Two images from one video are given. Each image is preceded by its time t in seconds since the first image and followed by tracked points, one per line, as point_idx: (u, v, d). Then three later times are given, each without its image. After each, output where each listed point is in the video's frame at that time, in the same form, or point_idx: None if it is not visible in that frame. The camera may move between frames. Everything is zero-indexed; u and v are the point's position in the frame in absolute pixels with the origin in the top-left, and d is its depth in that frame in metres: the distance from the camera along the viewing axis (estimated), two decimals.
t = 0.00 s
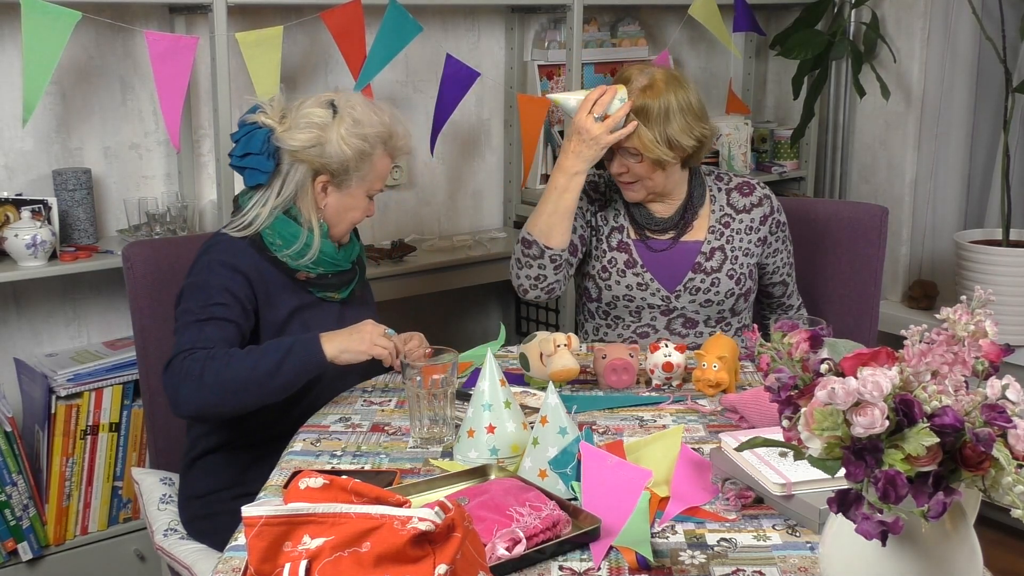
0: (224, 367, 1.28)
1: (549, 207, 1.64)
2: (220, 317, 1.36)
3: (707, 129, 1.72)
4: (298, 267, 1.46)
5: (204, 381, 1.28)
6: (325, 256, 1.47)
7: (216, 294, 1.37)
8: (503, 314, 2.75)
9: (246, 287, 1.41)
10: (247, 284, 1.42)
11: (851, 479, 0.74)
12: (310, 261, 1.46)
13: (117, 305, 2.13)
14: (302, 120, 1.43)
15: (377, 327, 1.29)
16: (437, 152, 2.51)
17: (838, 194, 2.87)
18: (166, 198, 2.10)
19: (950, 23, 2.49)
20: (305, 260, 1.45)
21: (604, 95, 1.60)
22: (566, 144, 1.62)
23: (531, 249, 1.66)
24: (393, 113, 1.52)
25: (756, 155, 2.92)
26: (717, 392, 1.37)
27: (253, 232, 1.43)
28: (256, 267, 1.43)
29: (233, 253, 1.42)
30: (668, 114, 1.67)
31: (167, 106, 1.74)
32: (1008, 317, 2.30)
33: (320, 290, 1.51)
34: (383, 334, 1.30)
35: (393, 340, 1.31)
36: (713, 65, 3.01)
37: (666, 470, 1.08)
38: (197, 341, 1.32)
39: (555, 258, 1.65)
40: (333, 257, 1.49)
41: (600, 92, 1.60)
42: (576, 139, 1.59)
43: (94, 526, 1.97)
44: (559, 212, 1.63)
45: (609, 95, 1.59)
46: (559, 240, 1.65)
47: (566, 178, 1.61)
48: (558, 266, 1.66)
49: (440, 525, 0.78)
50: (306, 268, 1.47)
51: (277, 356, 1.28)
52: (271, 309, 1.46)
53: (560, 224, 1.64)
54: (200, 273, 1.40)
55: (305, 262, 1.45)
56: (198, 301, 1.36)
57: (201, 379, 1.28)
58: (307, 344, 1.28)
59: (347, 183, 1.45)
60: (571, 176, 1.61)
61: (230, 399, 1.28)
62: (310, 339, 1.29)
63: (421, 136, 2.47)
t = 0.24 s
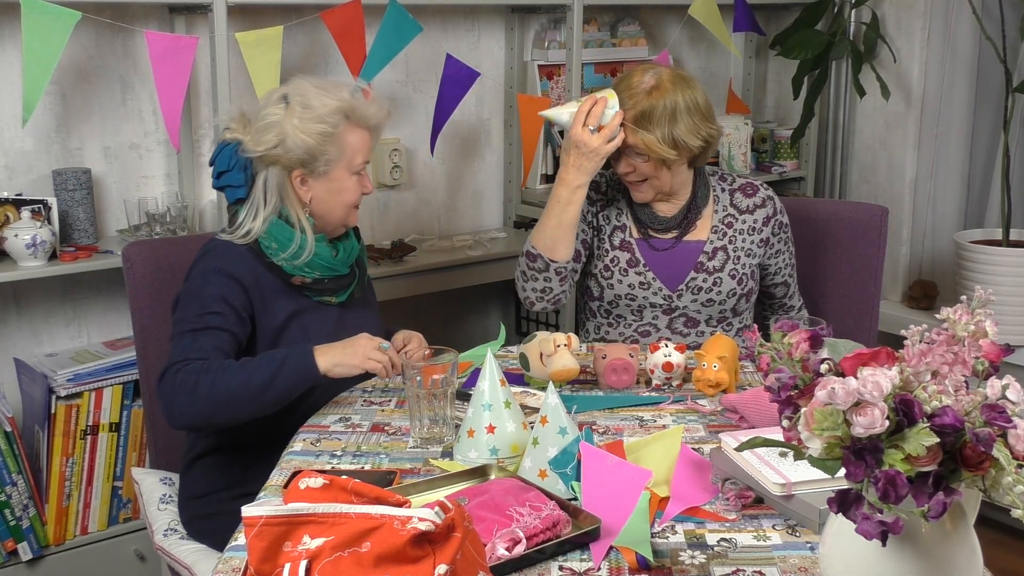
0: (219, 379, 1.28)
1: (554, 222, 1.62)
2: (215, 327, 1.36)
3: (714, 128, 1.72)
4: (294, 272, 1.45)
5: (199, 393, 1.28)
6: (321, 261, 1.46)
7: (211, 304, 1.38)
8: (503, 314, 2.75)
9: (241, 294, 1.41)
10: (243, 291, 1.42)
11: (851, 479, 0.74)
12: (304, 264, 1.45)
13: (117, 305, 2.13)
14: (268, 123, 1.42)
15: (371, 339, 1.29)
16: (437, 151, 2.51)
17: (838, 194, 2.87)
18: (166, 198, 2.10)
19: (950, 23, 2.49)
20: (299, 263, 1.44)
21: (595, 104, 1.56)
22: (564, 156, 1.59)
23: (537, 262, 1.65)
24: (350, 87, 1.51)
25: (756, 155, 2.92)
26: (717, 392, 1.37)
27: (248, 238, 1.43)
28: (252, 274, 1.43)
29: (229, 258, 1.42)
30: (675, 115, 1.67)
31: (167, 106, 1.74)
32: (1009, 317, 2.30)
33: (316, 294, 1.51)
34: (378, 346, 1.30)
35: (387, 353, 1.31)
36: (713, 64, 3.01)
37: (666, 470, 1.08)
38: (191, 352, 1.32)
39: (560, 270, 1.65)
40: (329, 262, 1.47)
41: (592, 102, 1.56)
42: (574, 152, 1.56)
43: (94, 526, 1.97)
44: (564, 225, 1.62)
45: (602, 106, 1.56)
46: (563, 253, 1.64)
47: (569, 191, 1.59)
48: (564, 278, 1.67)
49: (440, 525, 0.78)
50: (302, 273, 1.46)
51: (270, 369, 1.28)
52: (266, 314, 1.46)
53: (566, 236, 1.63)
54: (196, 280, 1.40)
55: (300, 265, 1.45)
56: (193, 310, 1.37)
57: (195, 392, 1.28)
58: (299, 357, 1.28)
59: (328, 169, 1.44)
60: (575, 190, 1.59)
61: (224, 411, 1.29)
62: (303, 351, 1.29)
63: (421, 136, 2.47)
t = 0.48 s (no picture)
0: (213, 383, 1.28)
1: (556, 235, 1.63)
2: (210, 330, 1.36)
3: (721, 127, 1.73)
4: (286, 272, 1.46)
5: (194, 398, 1.28)
6: (313, 260, 1.47)
7: (205, 308, 1.37)
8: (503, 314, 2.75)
9: (235, 298, 1.42)
10: (236, 296, 1.42)
11: (851, 479, 0.74)
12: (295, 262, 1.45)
13: (117, 304, 2.13)
14: (246, 123, 1.44)
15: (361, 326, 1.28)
16: (437, 151, 2.51)
17: (838, 194, 2.87)
18: (166, 198, 2.10)
19: (950, 23, 2.49)
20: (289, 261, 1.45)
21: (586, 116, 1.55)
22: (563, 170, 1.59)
23: (543, 276, 1.66)
24: (334, 82, 1.50)
25: (756, 155, 2.92)
26: (717, 392, 1.37)
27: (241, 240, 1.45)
28: (245, 278, 1.43)
29: (223, 262, 1.42)
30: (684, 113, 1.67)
31: (167, 106, 1.74)
32: (1008, 317, 2.30)
33: (311, 296, 1.51)
34: (370, 332, 1.28)
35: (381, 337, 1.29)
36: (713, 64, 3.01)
37: (665, 470, 1.08)
38: (186, 356, 1.32)
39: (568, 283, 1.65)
40: (322, 261, 1.48)
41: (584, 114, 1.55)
42: (571, 168, 1.56)
43: (94, 526, 1.97)
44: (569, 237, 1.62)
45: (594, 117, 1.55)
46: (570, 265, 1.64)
47: (571, 204, 1.59)
48: (573, 292, 1.67)
49: (440, 525, 0.78)
50: (295, 273, 1.47)
51: (263, 371, 1.27)
52: (260, 318, 1.46)
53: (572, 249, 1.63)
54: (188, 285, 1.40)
55: (291, 264, 1.45)
56: (187, 315, 1.37)
57: (190, 398, 1.28)
58: (293, 357, 1.27)
59: (305, 168, 1.45)
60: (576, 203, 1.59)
61: (218, 414, 1.28)
62: (296, 351, 1.28)
63: (421, 136, 2.47)
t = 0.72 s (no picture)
0: (205, 387, 1.28)
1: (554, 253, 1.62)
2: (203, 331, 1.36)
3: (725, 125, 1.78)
4: (273, 274, 1.45)
5: (186, 401, 1.28)
6: (299, 263, 1.46)
7: (196, 309, 1.37)
8: (503, 314, 2.75)
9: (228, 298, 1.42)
10: (229, 296, 1.42)
11: (851, 479, 0.74)
12: (278, 264, 1.45)
13: (117, 305, 2.13)
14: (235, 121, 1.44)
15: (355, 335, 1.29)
16: (437, 151, 2.51)
17: (838, 194, 2.87)
18: (166, 198, 2.10)
19: (950, 23, 2.49)
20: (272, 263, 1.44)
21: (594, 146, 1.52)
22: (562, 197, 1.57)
23: (539, 293, 1.66)
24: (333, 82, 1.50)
25: (756, 155, 2.92)
26: (717, 392, 1.37)
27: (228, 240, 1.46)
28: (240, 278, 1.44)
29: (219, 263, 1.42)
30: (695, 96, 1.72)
31: (167, 106, 1.74)
32: (1008, 317, 2.30)
33: (301, 296, 1.50)
34: (364, 343, 1.29)
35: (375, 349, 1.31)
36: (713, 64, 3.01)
37: (666, 470, 1.08)
38: (180, 358, 1.32)
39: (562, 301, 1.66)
40: (309, 263, 1.46)
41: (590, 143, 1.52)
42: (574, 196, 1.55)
43: (94, 526, 1.97)
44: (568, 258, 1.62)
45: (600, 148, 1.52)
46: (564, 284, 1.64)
47: (570, 229, 1.59)
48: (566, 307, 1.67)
49: (440, 525, 0.78)
50: (282, 275, 1.46)
51: (256, 378, 1.28)
52: (250, 318, 1.45)
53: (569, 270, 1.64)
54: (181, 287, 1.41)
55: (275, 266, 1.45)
56: (180, 316, 1.37)
57: (183, 401, 1.28)
58: (286, 362, 1.28)
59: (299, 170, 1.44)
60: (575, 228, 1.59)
61: (211, 418, 1.29)
62: (291, 356, 1.28)
63: (421, 136, 2.47)
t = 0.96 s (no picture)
0: (196, 395, 1.27)
1: (557, 254, 1.62)
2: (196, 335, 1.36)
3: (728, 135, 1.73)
4: (268, 275, 1.45)
5: (174, 407, 1.28)
6: (294, 265, 1.45)
7: (190, 311, 1.37)
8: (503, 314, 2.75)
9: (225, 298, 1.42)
10: (224, 296, 1.42)
11: (851, 479, 0.74)
12: (273, 265, 1.44)
13: (117, 305, 2.13)
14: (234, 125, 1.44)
15: (349, 360, 1.28)
16: (437, 151, 2.51)
17: (838, 194, 2.87)
18: (166, 198, 2.10)
19: (950, 23, 2.49)
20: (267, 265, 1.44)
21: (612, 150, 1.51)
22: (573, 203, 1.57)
23: (537, 290, 1.66)
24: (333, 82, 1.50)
25: (756, 155, 2.92)
26: (717, 392, 1.37)
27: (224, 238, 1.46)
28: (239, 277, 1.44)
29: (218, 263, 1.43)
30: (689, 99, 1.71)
31: (167, 106, 1.74)
32: (1009, 317, 2.30)
33: (297, 298, 1.50)
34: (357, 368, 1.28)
35: (367, 378, 1.30)
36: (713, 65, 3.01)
37: (666, 470, 1.09)
38: (172, 363, 1.32)
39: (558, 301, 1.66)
40: (304, 265, 1.46)
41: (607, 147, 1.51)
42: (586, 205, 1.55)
43: (94, 526, 1.97)
44: (573, 263, 1.63)
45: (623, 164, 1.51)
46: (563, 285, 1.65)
47: (577, 234, 1.59)
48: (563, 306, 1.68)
49: (440, 525, 0.77)
50: (277, 278, 1.46)
51: (246, 394, 1.28)
52: (244, 320, 1.45)
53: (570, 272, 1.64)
54: (175, 288, 1.41)
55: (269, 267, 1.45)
56: (172, 318, 1.37)
57: (171, 408, 1.28)
58: (278, 380, 1.28)
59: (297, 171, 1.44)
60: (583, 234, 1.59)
61: (197, 425, 1.29)
62: (283, 374, 1.28)
63: (421, 136, 2.47)
